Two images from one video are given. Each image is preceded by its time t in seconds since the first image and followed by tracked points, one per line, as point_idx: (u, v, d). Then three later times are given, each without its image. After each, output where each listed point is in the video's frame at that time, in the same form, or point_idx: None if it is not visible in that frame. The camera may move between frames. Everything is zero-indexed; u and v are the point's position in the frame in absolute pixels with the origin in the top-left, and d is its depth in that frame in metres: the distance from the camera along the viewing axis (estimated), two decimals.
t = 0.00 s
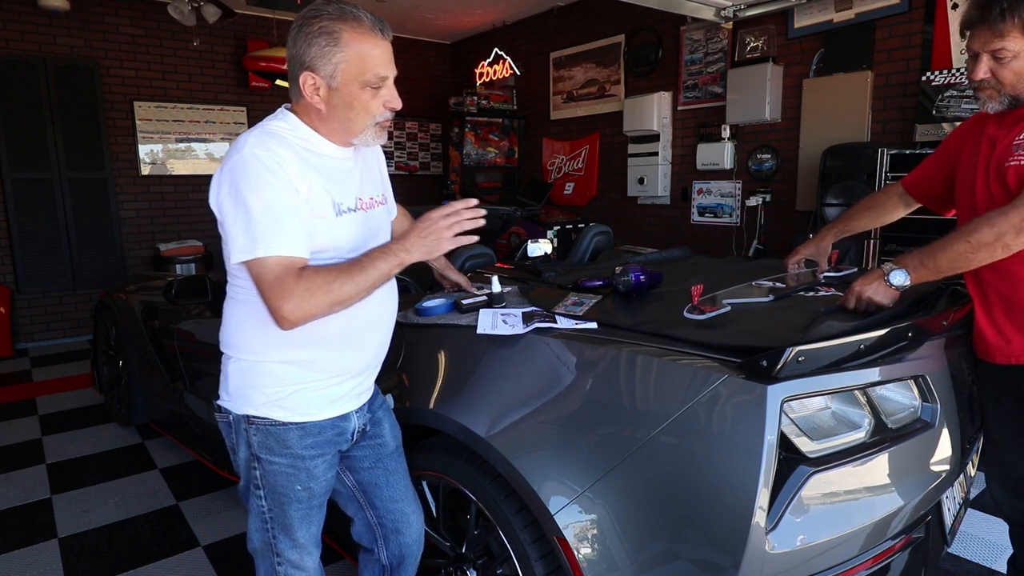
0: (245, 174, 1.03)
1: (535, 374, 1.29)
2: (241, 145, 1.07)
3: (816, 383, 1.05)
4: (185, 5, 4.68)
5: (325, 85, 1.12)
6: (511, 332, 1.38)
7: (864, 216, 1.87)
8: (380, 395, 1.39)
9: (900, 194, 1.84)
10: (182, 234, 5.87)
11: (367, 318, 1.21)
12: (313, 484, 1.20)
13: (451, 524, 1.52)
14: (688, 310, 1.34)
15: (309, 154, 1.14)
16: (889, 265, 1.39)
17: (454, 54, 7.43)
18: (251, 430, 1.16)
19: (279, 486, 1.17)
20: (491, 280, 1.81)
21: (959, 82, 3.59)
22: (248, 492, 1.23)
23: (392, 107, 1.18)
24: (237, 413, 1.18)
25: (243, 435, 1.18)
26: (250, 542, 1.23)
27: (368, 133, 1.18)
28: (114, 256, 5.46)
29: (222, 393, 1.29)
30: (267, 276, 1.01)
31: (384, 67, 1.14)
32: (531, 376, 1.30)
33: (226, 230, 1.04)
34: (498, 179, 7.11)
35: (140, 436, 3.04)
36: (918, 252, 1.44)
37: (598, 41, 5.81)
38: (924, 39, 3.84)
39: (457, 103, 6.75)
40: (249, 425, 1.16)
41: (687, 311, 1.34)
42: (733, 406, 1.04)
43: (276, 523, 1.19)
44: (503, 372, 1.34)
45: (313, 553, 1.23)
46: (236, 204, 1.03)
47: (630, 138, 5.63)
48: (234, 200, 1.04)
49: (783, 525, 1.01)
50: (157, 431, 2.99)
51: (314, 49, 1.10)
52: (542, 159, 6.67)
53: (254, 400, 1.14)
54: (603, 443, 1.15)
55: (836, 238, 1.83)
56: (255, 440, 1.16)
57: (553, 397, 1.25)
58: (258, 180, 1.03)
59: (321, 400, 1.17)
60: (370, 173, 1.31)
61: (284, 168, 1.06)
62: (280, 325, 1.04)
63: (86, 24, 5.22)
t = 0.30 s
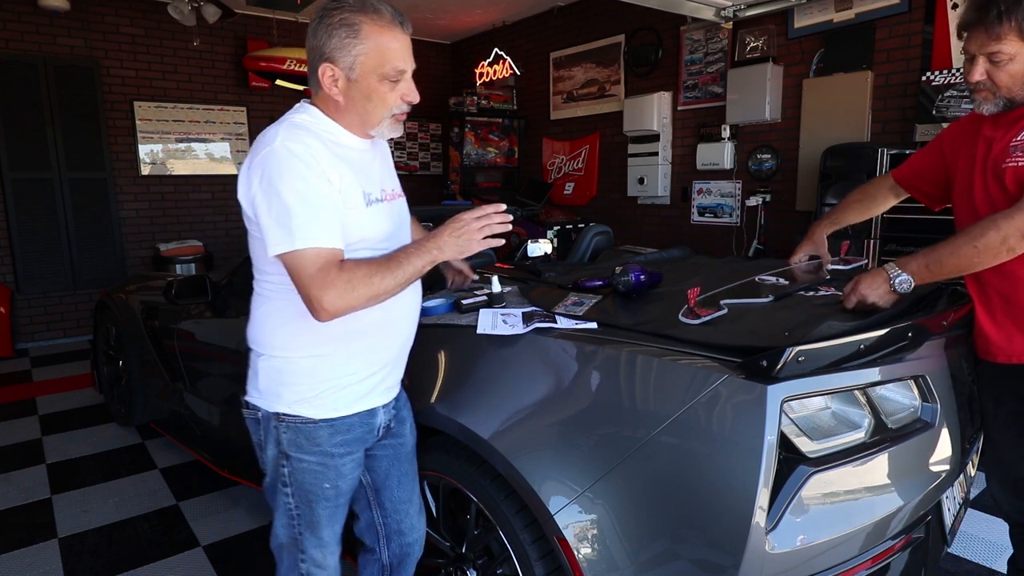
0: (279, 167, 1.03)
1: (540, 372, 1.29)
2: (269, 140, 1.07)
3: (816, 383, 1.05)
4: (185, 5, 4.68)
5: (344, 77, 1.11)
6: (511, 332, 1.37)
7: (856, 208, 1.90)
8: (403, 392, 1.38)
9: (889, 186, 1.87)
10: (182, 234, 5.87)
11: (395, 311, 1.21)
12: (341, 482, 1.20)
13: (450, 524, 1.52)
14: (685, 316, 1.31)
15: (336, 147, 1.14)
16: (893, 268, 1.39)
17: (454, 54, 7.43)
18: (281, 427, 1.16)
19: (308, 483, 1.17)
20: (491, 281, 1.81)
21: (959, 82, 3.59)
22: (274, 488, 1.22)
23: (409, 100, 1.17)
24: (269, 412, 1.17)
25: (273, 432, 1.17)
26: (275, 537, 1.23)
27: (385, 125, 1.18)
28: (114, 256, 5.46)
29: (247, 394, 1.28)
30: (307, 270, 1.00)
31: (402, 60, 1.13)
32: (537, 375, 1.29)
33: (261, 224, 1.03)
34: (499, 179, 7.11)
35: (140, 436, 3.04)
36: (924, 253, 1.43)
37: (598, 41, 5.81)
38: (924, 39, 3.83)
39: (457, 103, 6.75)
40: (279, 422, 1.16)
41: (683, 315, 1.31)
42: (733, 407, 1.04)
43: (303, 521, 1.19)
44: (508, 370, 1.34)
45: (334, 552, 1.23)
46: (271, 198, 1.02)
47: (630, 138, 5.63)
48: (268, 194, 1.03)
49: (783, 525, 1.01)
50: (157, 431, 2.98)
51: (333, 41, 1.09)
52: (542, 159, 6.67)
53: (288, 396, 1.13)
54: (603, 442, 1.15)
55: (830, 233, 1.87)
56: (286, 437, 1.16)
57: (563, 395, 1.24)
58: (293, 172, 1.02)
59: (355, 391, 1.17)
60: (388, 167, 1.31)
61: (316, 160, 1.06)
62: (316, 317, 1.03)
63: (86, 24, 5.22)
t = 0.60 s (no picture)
0: (293, 157, 1.04)
1: (546, 369, 1.28)
2: (289, 131, 1.08)
3: (816, 383, 1.05)
4: (185, 5, 4.68)
5: (366, 73, 1.11)
6: (511, 332, 1.37)
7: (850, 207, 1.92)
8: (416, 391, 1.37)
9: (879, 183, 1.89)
10: (182, 234, 5.86)
11: (411, 306, 1.20)
12: (363, 477, 1.20)
13: (450, 524, 1.52)
14: (684, 317, 1.30)
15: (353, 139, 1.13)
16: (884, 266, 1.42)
17: (454, 53, 7.43)
18: (299, 424, 1.15)
19: (330, 480, 1.17)
20: (491, 280, 1.81)
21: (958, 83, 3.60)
22: (297, 490, 1.21)
23: (430, 97, 1.17)
24: (283, 405, 1.17)
25: (292, 430, 1.17)
26: (301, 549, 1.22)
27: (406, 121, 1.18)
28: (114, 256, 5.46)
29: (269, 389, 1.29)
30: (309, 256, 0.99)
31: (423, 58, 1.13)
32: (544, 373, 1.28)
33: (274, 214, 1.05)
34: (498, 179, 7.10)
35: (140, 436, 3.04)
36: (923, 254, 1.43)
37: (598, 41, 5.81)
38: (924, 39, 3.84)
39: (457, 103, 6.76)
40: (296, 419, 1.16)
41: (683, 317, 1.30)
42: (733, 407, 1.04)
43: (329, 522, 1.19)
44: (512, 368, 1.33)
45: (364, 555, 1.23)
46: (283, 187, 1.03)
47: (630, 138, 5.63)
48: (281, 184, 1.04)
49: (783, 525, 1.01)
50: (157, 431, 2.98)
51: (356, 38, 1.09)
52: (542, 159, 6.67)
53: (300, 388, 1.13)
54: (604, 442, 1.15)
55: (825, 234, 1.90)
56: (304, 434, 1.15)
57: (569, 392, 1.23)
58: (304, 162, 1.03)
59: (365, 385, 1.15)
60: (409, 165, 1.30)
61: (330, 150, 1.06)
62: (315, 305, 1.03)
63: (86, 24, 5.22)
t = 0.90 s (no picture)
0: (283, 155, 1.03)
1: (551, 367, 1.28)
2: (281, 128, 1.07)
3: (816, 383, 1.05)
4: (185, 5, 4.68)
5: (366, 67, 1.10)
6: (511, 332, 1.37)
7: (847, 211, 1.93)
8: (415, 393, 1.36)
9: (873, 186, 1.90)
10: (182, 234, 5.86)
11: (406, 306, 1.18)
12: (355, 481, 1.19)
13: (451, 524, 1.52)
14: (684, 318, 1.30)
15: (348, 137, 1.12)
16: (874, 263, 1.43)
17: (454, 54, 7.43)
18: (293, 425, 1.15)
19: (321, 484, 1.16)
20: (491, 280, 1.81)
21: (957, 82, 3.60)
22: (288, 492, 1.21)
23: (430, 91, 1.16)
24: (279, 405, 1.17)
25: (285, 431, 1.17)
26: (290, 552, 1.22)
27: (406, 115, 1.17)
28: (114, 256, 5.46)
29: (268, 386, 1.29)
30: (288, 253, 0.97)
31: (423, 51, 1.12)
32: (543, 377, 1.28)
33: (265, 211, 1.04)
34: (499, 179, 7.10)
35: (140, 436, 3.04)
36: (916, 254, 1.45)
37: (598, 41, 5.81)
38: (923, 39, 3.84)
39: (457, 103, 6.76)
40: (290, 419, 1.15)
41: (682, 317, 1.30)
42: (733, 407, 1.04)
43: (318, 526, 1.19)
44: (512, 369, 1.33)
45: (353, 560, 1.23)
46: (275, 186, 1.02)
47: (630, 138, 5.63)
48: (272, 181, 1.03)
49: (783, 525, 1.01)
50: (157, 431, 2.98)
51: (356, 32, 1.09)
52: (542, 159, 6.67)
53: (296, 389, 1.13)
54: (603, 442, 1.15)
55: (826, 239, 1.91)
56: (297, 435, 1.15)
57: (569, 394, 1.23)
58: (295, 160, 1.01)
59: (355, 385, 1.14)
60: (409, 162, 1.28)
61: (321, 147, 1.04)
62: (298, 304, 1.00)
63: (86, 24, 5.22)
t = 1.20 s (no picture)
0: (257, 166, 1.00)
1: (553, 384, 1.26)
2: (255, 134, 1.05)
3: (816, 383, 1.05)
4: (185, 5, 4.67)
5: (346, 63, 1.09)
6: (511, 332, 1.38)
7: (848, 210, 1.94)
8: (408, 396, 1.36)
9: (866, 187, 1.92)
10: (182, 234, 5.86)
11: (390, 314, 1.18)
12: (344, 489, 1.19)
13: (451, 524, 1.52)
14: (683, 319, 1.29)
15: (325, 142, 1.09)
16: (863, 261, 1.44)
17: (454, 54, 7.43)
18: (281, 433, 1.14)
19: (310, 493, 1.16)
20: (491, 281, 1.81)
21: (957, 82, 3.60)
22: (277, 500, 1.21)
23: (413, 87, 1.15)
24: (265, 413, 1.17)
25: (274, 439, 1.16)
26: (279, 558, 1.22)
27: (389, 113, 1.15)
28: (114, 256, 5.46)
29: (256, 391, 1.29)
30: (263, 270, 0.96)
31: (406, 46, 1.11)
32: (539, 383, 1.27)
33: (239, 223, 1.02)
34: (499, 179, 7.10)
35: (141, 436, 3.04)
36: (911, 252, 1.45)
37: (598, 41, 5.81)
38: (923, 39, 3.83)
39: (457, 103, 6.76)
40: (278, 427, 1.15)
41: (683, 318, 1.30)
42: (733, 407, 1.04)
43: (307, 534, 1.18)
44: (513, 372, 1.32)
45: (343, 567, 1.23)
46: (248, 197, 1.01)
47: (630, 138, 5.63)
48: (245, 191, 1.01)
49: (783, 525, 1.01)
50: (157, 431, 2.98)
51: (334, 26, 1.07)
52: (542, 159, 6.67)
53: (279, 400, 1.13)
54: (603, 442, 1.15)
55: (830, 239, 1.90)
56: (286, 444, 1.15)
57: (569, 399, 1.22)
58: (267, 170, 0.99)
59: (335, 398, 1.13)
60: (394, 161, 1.26)
61: (295, 156, 1.02)
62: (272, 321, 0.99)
63: (86, 24, 5.22)
